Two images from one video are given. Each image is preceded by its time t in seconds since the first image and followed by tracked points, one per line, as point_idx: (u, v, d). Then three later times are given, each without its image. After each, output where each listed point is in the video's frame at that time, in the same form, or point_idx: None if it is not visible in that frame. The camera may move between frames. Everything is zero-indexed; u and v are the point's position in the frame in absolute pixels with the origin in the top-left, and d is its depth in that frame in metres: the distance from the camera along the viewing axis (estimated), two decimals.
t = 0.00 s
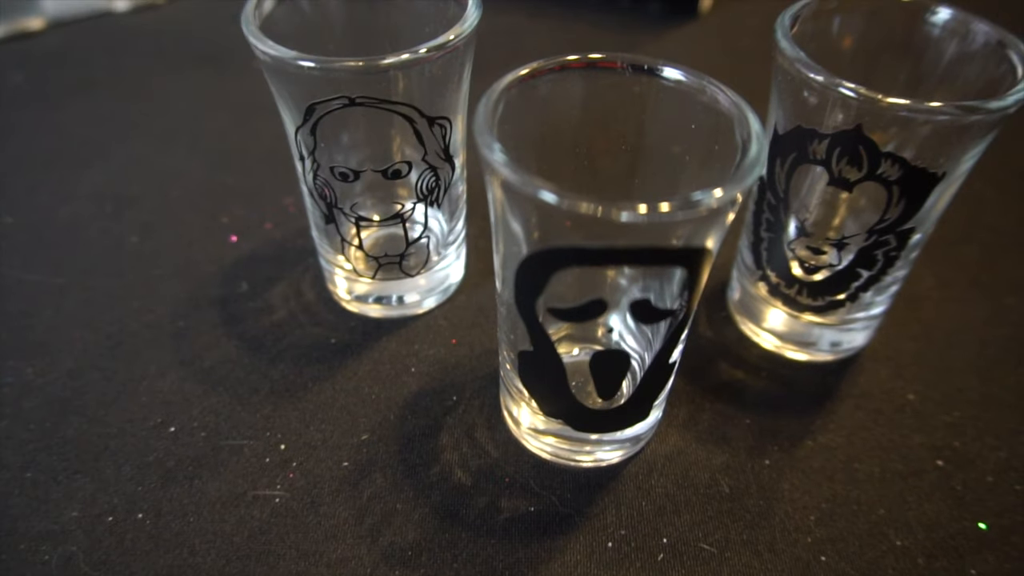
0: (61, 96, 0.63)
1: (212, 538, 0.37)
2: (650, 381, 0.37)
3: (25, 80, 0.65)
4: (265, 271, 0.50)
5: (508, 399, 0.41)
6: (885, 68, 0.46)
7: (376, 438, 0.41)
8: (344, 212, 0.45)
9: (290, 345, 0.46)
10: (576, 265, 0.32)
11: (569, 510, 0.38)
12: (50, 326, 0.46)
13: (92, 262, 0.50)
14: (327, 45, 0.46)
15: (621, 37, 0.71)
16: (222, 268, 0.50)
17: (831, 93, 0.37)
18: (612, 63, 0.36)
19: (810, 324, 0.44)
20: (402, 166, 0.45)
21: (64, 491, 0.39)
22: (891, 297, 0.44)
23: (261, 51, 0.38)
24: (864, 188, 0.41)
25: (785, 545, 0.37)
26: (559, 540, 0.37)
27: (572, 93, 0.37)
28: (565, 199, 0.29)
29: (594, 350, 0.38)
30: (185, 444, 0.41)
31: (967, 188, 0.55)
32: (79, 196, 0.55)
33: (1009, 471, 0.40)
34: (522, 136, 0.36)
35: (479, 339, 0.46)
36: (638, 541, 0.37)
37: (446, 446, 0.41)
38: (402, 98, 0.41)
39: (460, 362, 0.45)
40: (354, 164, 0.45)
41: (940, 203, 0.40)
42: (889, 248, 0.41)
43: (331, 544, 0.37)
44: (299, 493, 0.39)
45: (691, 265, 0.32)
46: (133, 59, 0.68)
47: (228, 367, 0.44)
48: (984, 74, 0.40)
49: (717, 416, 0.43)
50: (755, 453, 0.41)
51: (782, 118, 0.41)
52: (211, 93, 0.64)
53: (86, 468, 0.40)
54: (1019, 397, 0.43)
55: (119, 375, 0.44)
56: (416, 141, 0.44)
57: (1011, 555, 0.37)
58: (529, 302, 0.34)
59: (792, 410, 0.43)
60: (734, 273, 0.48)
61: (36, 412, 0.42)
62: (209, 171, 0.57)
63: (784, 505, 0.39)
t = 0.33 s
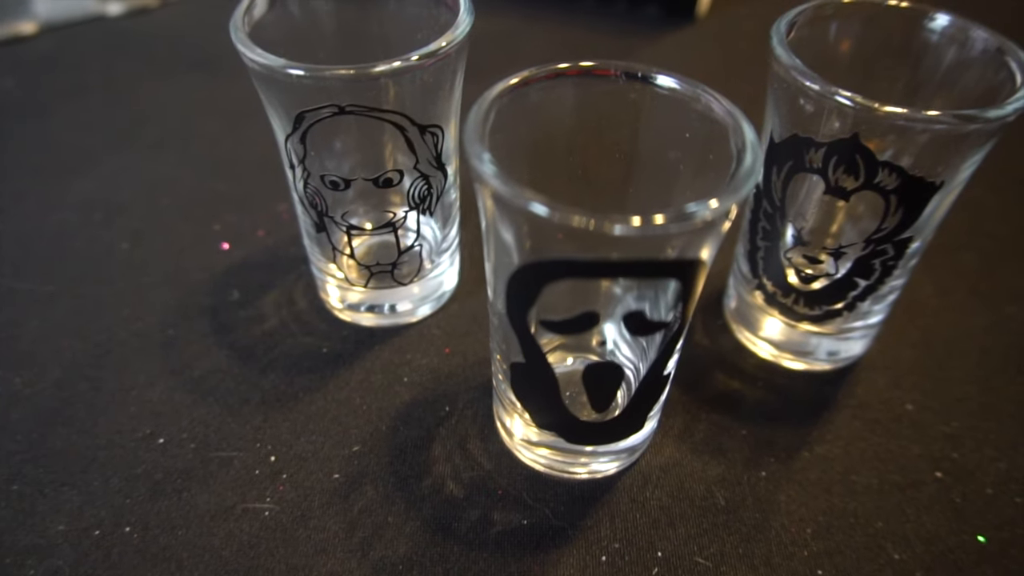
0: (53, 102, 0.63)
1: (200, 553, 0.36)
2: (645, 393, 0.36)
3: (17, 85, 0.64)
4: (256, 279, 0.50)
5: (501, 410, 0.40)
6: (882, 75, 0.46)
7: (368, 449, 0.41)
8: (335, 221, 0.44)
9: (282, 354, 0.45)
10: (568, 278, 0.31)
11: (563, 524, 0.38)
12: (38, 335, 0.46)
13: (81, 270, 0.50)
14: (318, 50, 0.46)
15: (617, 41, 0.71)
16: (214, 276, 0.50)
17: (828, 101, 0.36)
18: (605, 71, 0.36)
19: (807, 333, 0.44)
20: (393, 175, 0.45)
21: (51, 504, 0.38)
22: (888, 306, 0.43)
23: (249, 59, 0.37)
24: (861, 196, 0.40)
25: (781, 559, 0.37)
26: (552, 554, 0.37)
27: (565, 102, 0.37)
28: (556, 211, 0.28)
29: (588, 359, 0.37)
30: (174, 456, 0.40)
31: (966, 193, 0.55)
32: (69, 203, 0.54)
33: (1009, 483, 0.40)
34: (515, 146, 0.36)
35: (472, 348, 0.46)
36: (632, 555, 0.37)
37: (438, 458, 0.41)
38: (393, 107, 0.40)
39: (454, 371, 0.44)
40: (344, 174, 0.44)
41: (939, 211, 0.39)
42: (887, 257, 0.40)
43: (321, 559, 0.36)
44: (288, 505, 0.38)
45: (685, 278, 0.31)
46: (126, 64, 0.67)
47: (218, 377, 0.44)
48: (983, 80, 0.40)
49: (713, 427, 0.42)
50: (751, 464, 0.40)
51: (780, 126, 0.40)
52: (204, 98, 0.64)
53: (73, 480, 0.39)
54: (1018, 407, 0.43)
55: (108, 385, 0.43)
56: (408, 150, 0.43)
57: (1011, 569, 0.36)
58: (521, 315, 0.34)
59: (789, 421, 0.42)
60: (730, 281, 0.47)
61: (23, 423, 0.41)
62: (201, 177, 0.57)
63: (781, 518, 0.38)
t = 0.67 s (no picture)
0: (45, 106, 0.62)
1: (187, 567, 0.36)
2: (639, 406, 0.35)
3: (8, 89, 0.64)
4: (248, 287, 0.49)
5: (494, 420, 0.40)
6: (880, 81, 0.45)
7: (360, 460, 0.40)
8: (325, 229, 0.43)
9: (273, 363, 0.45)
10: (559, 291, 0.31)
11: (556, 537, 0.37)
12: (27, 344, 0.45)
13: (71, 277, 0.49)
14: (309, 57, 0.45)
15: (614, 45, 0.70)
16: (205, 284, 0.49)
17: (824, 110, 0.36)
18: (598, 78, 0.35)
19: (805, 342, 0.43)
20: (383, 182, 0.43)
21: (36, 517, 0.38)
22: (887, 314, 0.43)
23: (237, 66, 0.37)
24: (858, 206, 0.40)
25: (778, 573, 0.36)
26: (545, 569, 0.36)
27: (557, 109, 0.36)
28: (548, 224, 0.28)
29: (582, 369, 0.37)
30: (162, 468, 0.40)
31: (965, 199, 0.54)
32: (60, 209, 0.54)
33: (1009, 496, 0.39)
34: (506, 154, 0.35)
35: (466, 357, 0.45)
36: (626, 569, 0.36)
37: (430, 469, 0.40)
38: (385, 114, 0.40)
39: (447, 381, 0.44)
40: (334, 181, 0.43)
41: (937, 220, 0.39)
42: (885, 266, 0.40)
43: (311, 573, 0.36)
44: (278, 518, 0.38)
45: (680, 290, 0.31)
46: (119, 68, 0.67)
47: (208, 386, 0.43)
48: (982, 87, 0.39)
49: (708, 438, 0.42)
50: (747, 476, 0.40)
51: (775, 134, 0.40)
52: (197, 103, 0.63)
53: (59, 492, 0.39)
54: (1018, 417, 0.42)
55: (96, 395, 0.43)
56: (399, 158, 0.43)
57: None
58: (513, 327, 0.33)
59: (786, 432, 0.42)
60: (727, 288, 0.47)
61: (10, 434, 0.41)
62: (193, 183, 0.56)
63: (777, 531, 0.38)
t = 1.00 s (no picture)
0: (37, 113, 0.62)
1: None
2: (633, 421, 0.35)
3: None
4: (240, 296, 0.49)
5: (486, 433, 0.39)
6: (879, 91, 0.45)
7: (351, 474, 0.40)
8: (316, 240, 0.43)
9: (264, 374, 0.44)
10: (551, 306, 0.30)
11: (549, 553, 0.37)
12: (15, 354, 0.45)
13: (60, 286, 0.49)
14: (300, 66, 0.45)
15: (611, 52, 0.70)
16: (196, 293, 0.49)
17: (820, 121, 0.35)
18: (592, 88, 0.35)
19: (801, 354, 0.43)
20: (376, 195, 0.43)
21: (22, 532, 0.37)
22: (885, 325, 0.42)
23: (226, 77, 0.36)
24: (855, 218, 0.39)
25: None
26: None
27: (548, 120, 0.36)
28: (539, 240, 0.27)
29: (577, 381, 0.36)
30: (151, 482, 0.39)
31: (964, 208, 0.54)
32: (50, 217, 0.53)
33: (1008, 510, 0.39)
34: (498, 166, 0.34)
35: (459, 369, 0.45)
36: None
37: (422, 483, 0.39)
38: (376, 125, 0.40)
39: (440, 393, 0.43)
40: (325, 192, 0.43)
41: (935, 232, 0.38)
42: (882, 278, 0.39)
43: None
44: (267, 533, 0.37)
45: (674, 305, 0.30)
46: (111, 74, 0.66)
47: (197, 398, 0.43)
48: (980, 97, 0.39)
49: (704, 451, 0.41)
50: (743, 489, 0.39)
51: (771, 144, 0.39)
52: (190, 109, 0.63)
53: (46, 507, 0.38)
54: (1017, 430, 0.42)
55: (85, 407, 0.42)
56: (390, 168, 0.42)
57: None
58: (505, 343, 0.32)
59: (782, 444, 0.41)
60: (723, 299, 0.46)
61: None
62: (185, 190, 0.56)
63: (773, 546, 0.37)
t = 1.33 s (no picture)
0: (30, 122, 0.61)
1: None
2: (628, 441, 0.34)
3: None
4: (233, 309, 0.48)
5: (479, 450, 0.39)
6: (878, 103, 0.44)
7: (343, 492, 0.39)
8: (308, 255, 0.42)
9: (256, 389, 0.44)
10: (543, 329, 0.30)
11: (543, 573, 0.36)
12: (5, 368, 0.44)
13: (52, 299, 0.48)
14: (292, 79, 0.44)
15: (608, 61, 0.69)
16: (189, 306, 0.48)
17: (817, 137, 0.35)
18: (585, 104, 0.35)
19: (798, 370, 0.42)
20: (369, 209, 0.43)
21: (10, 552, 0.37)
22: (883, 341, 0.42)
23: (216, 92, 0.36)
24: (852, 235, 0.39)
25: None
26: None
27: (541, 135, 0.35)
28: (530, 262, 0.27)
29: (572, 397, 0.35)
30: (141, 500, 0.39)
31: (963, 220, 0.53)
32: (42, 227, 0.53)
33: (1008, 529, 0.38)
34: (490, 184, 0.34)
35: (453, 383, 0.44)
36: None
37: (415, 501, 0.39)
38: (368, 140, 0.39)
39: (433, 409, 0.43)
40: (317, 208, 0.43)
41: (934, 248, 0.38)
42: (880, 294, 0.39)
43: None
44: (258, 552, 0.37)
45: (669, 326, 0.30)
46: (106, 82, 0.66)
47: (189, 413, 0.42)
48: (980, 112, 0.39)
49: (700, 468, 0.41)
50: (740, 507, 0.39)
51: (768, 159, 0.39)
52: (185, 118, 0.63)
53: (34, 525, 0.38)
54: (1017, 447, 0.41)
55: (74, 423, 0.42)
56: (383, 183, 0.42)
57: None
58: (497, 364, 0.32)
59: (780, 461, 0.41)
60: (720, 313, 0.46)
61: None
62: (179, 201, 0.55)
63: (769, 566, 0.37)
